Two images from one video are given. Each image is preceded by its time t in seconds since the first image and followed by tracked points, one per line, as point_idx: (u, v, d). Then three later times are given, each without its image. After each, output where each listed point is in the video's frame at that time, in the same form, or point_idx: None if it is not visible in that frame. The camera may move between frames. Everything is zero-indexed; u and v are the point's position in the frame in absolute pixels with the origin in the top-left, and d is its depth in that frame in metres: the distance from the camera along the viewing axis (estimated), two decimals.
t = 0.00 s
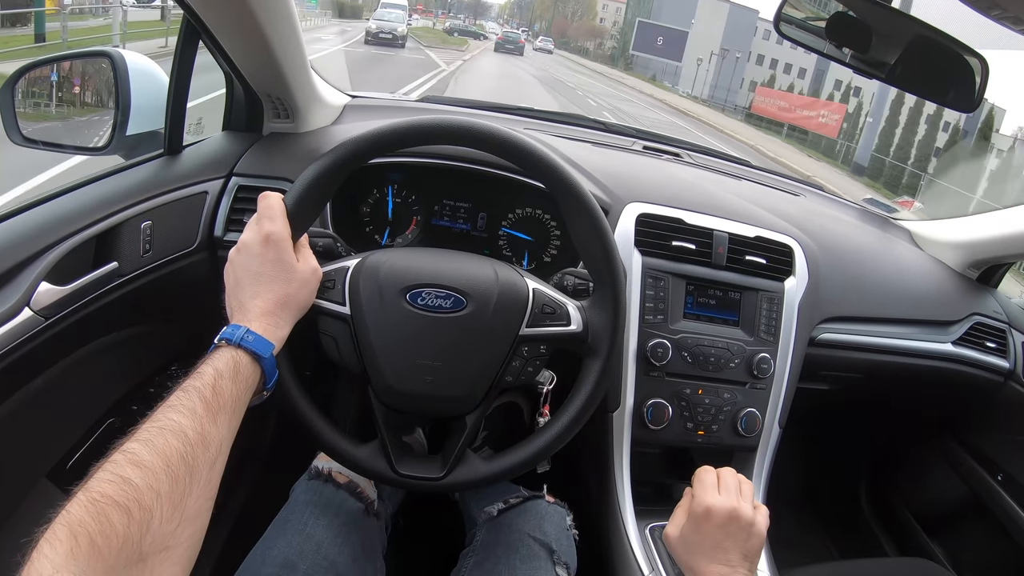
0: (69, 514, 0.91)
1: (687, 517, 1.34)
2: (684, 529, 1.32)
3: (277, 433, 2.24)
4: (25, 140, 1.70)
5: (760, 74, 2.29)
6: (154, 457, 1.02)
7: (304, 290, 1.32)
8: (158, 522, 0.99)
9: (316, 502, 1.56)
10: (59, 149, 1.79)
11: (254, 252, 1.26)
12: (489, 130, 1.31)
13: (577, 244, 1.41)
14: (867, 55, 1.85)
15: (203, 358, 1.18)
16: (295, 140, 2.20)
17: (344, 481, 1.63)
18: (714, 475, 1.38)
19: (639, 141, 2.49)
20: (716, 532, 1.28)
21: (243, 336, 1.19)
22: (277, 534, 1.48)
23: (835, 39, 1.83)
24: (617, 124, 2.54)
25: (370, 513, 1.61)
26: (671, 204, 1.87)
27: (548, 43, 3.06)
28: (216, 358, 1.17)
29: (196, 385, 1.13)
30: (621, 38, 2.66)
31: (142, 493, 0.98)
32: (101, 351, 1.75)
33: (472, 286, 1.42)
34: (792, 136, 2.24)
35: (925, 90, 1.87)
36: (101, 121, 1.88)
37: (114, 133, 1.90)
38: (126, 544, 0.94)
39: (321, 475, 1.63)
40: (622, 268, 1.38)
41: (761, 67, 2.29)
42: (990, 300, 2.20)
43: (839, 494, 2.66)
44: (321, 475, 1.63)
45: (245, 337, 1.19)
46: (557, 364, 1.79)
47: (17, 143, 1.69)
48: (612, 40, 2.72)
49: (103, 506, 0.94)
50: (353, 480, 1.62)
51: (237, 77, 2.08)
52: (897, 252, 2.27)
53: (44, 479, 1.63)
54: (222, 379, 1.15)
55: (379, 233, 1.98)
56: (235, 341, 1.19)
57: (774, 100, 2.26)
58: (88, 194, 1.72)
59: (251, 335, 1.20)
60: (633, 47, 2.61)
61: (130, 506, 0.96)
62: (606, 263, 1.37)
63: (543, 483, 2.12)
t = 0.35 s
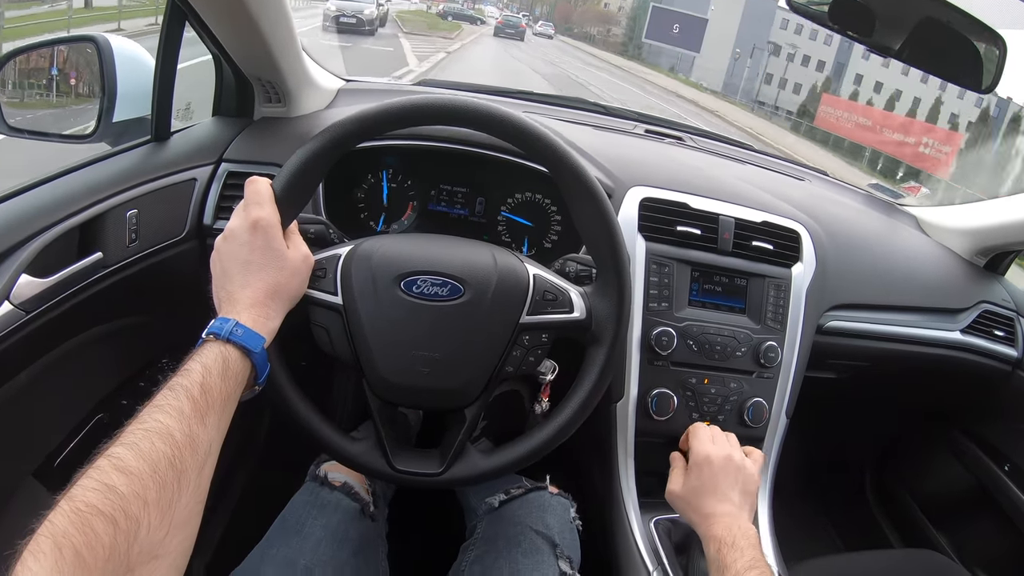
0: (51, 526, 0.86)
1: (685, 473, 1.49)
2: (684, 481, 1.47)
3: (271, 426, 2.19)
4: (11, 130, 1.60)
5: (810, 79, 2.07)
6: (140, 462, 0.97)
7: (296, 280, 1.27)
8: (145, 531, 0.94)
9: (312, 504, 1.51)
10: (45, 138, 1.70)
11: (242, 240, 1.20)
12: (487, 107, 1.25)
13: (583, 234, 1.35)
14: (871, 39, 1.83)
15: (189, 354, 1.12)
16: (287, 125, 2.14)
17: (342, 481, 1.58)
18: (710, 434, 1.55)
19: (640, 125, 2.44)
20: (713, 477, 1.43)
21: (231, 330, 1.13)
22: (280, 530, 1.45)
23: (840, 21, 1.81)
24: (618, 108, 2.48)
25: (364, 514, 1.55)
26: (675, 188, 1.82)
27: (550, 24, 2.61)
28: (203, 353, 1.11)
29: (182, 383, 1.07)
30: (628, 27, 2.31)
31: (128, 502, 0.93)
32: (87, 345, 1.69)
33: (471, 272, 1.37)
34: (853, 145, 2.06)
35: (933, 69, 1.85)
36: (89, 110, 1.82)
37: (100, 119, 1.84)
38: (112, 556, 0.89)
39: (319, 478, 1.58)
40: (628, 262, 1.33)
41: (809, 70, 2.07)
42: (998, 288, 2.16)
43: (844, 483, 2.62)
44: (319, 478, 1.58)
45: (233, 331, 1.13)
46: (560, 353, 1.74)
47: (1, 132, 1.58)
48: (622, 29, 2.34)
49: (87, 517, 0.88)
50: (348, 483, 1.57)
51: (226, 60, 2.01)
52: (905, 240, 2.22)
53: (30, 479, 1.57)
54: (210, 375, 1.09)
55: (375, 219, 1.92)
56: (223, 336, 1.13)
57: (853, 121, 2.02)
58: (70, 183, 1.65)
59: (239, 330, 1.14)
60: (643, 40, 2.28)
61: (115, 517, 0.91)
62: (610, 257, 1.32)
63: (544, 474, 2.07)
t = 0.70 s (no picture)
0: (57, 529, 0.86)
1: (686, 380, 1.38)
2: (696, 391, 1.36)
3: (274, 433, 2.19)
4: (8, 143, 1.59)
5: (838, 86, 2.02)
6: (145, 464, 0.97)
7: (299, 284, 1.27)
8: (150, 533, 0.94)
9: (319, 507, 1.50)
10: (42, 151, 1.69)
11: (246, 241, 1.21)
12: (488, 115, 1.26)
13: (583, 240, 1.35)
14: (867, 36, 1.82)
15: (192, 355, 1.13)
16: (284, 134, 2.14)
17: (348, 482, 1.58)
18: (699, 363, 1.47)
19: (638, 125, 2.45)
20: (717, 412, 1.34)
21: (235, 332, 1.14)
22: (282, 537, 1.43)
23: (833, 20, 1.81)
24: (615, 109, 2.49)
25: (378, 514, 1.57)
26: (673, 188, 1.82)
27: (548, 29, 2.66)
28: (207, 354, 1.12)
29: (186, 386, 1.07)
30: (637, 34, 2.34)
31: (133, 504, 0.93)
32: (90, 357, 1.70)
33: (473, 282, 1.37)
34: (892, 138, 2.00)
35: (930, 64, 1.84)
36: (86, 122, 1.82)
37: (98, 132, 1.85)
38: (118, 557, 0.89)
39: (325, 477, 1.57)
40: (629, 268, 1.33)
41: (828, 75, 2.03)
42: (999, 282, 2.16)
43: (848, 479, 2.62)
44: (325, 476, 1.56)
45: (237, 333, 1.14)
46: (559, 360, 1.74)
47: None
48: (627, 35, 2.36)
49: (93, 519, 0.89)
50: (358, 483, 1.57)
51: (222, 71, 2.01)
52: (904, 235, 2.22)
53: (35, 492, 1.58)
54: (214, 378, 1.10)
55: (374, 226, 1.93)
56: (227, 338, 1.13)
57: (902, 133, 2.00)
58: (69, 196, 1.66)
59: (244, 331, 1.14)
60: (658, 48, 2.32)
61: (121, 518, 0.91)
62: (610, 262, 1.32)
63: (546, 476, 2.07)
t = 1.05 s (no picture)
0: (77, 510, 0.94)
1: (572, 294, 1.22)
2: (572, 304, 1.23)
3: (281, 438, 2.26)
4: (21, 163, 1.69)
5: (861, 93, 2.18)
6: (157, 452, 1.05)
7: (298, 289, 1.34)
8: (163, 515, 1.01)
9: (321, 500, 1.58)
10: (55, 169, 1.80)
11: (248, 249, 1.28)
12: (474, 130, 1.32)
13: (564, 243, 1.36)
14: (855, 34, 1.81)
15: (198, 355, 1.20)
16: (283, 148, 2.21)
17: (344, 476, 1.65)
18: (625, 269, 1.23)
19: (628, 130, 2.52)
20: (603, 329, 1.17)
21: (238, 333, 1.21)
22: (282, 530, 1.50)
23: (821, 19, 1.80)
24: (606, 115, 2.55)
25: (372, 505, 1.63)
26: (660, 192, 1.88)
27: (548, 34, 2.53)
28: (212, 355, 1.20)
29: (194, 382, 1.15)
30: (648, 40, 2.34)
31: (146, 489, 1.01)
32: (104, 366, 1.77)
33: (462, 286, 1.43)
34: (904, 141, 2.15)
35: (909, 72, 1.89)
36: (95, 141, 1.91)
37: (107, 151, 1.93)
38: (132, 537, 0.96)
39: (322, 471, 1.65)
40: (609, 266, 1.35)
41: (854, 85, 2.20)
42: (987, 275, 2.20)
43: (843, 471, 2.67)
44: (322, 471, 1.65)
45: (239, 334, 1.21)
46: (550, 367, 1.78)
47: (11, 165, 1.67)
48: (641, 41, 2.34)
49: (109, 502, 0.97)
50: (353, 476, 1.65)
51: (224, 89, 2.08)
52: (890, 229, 2.27)
53: (54, 496, 1.65)
54: (219, 375, 1.17)
55: (372, 234, 2.00)
56: (230, 339, 1.21)
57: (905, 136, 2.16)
58: (83, 213, 1.74)
59: (245, 333, 1.22)
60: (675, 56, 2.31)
61: (135, 501, 0.99)
62: (595, 271, 1.33)
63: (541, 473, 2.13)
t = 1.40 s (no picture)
0: (64, 523, 0.90)
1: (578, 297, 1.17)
2: (577, 308, 1.18)
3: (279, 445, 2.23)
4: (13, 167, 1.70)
5: (887, 99, 2.10)
6: (147, 460, 1.01)
7: (293, 288, 1.30)
8: (153, 527, 0.97)
9: (308, 507, 1.52)
10: (46, 173, 1.78)
11: (241, 246, 1.23)
12: (474, 127, 1.27)
13: (567, 243, 1.32)
14: (856, 31, 1.81)
15: (190, 358, 1.16)
16: (279, 150, 2.17)
17: (333, 482, 1.60)
18: (628, 271, 1.18)
19: (628, 129, 2.48)
20: (609, 333, 1.13)
21: (231, 335, 1.17)
22: (271, 538, 1.45)
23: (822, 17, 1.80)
24: (606, 113, 2.52)
25: (363, 511, 1.59)
26: (662, 190, 1.84)
27: (546, 36, 2.52)
28: (203, 357, 1.15)
29: (185, 386, 1.11)
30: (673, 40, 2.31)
31: (135, 499, 0.97)
32: (95, 372, 1.73)
33: (461, 288, 1.39)
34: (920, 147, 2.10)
35: (913, 61, 1.87)
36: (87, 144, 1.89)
37: (97, 154, 1.89)
38: (120, 550, 0.92)
39: (310, 477, 1.60)
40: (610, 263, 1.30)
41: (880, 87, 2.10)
42: (995, 271, 2.16)
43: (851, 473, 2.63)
44: (310, 477, 1.60)
45: (233, 335, 1.17)
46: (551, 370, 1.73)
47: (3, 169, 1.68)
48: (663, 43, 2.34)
49: (98, 513, 0.93)
50: (342, 482, 1.60)
51: (216, 90, 2.04)
52: (895, 226, 2.23)
53: (45, 506, 1.61)
54: (212, 378, 1.13)
55: (369, 237, 1.96)
56: (223, 340, 1.16)
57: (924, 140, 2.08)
58: (72, 216, 1.69)
59: (239, 335, 1.17)
60: (696, 59, 2.29)
61: (124, 512, 0.94)
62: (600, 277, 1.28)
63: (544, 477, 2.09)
